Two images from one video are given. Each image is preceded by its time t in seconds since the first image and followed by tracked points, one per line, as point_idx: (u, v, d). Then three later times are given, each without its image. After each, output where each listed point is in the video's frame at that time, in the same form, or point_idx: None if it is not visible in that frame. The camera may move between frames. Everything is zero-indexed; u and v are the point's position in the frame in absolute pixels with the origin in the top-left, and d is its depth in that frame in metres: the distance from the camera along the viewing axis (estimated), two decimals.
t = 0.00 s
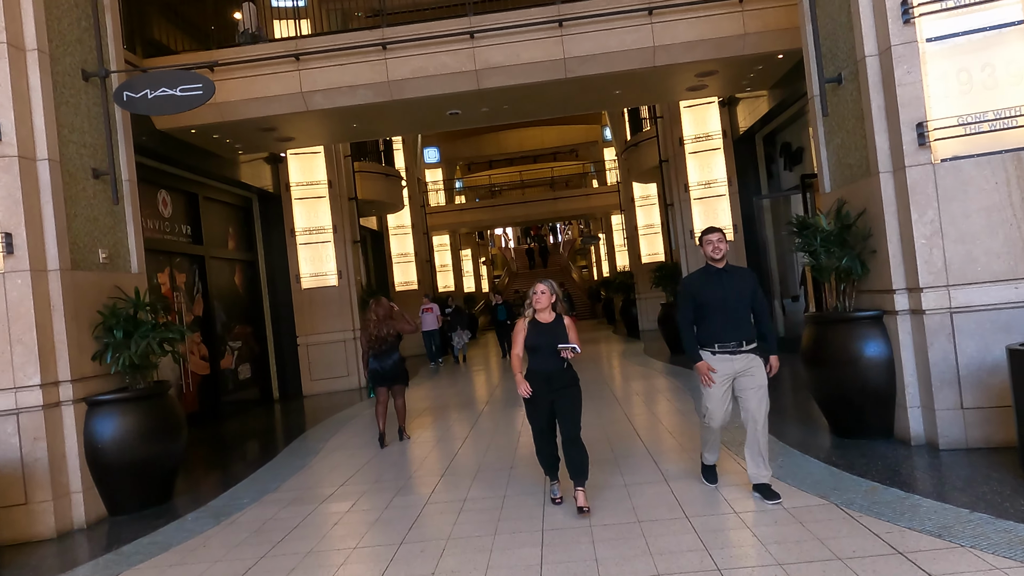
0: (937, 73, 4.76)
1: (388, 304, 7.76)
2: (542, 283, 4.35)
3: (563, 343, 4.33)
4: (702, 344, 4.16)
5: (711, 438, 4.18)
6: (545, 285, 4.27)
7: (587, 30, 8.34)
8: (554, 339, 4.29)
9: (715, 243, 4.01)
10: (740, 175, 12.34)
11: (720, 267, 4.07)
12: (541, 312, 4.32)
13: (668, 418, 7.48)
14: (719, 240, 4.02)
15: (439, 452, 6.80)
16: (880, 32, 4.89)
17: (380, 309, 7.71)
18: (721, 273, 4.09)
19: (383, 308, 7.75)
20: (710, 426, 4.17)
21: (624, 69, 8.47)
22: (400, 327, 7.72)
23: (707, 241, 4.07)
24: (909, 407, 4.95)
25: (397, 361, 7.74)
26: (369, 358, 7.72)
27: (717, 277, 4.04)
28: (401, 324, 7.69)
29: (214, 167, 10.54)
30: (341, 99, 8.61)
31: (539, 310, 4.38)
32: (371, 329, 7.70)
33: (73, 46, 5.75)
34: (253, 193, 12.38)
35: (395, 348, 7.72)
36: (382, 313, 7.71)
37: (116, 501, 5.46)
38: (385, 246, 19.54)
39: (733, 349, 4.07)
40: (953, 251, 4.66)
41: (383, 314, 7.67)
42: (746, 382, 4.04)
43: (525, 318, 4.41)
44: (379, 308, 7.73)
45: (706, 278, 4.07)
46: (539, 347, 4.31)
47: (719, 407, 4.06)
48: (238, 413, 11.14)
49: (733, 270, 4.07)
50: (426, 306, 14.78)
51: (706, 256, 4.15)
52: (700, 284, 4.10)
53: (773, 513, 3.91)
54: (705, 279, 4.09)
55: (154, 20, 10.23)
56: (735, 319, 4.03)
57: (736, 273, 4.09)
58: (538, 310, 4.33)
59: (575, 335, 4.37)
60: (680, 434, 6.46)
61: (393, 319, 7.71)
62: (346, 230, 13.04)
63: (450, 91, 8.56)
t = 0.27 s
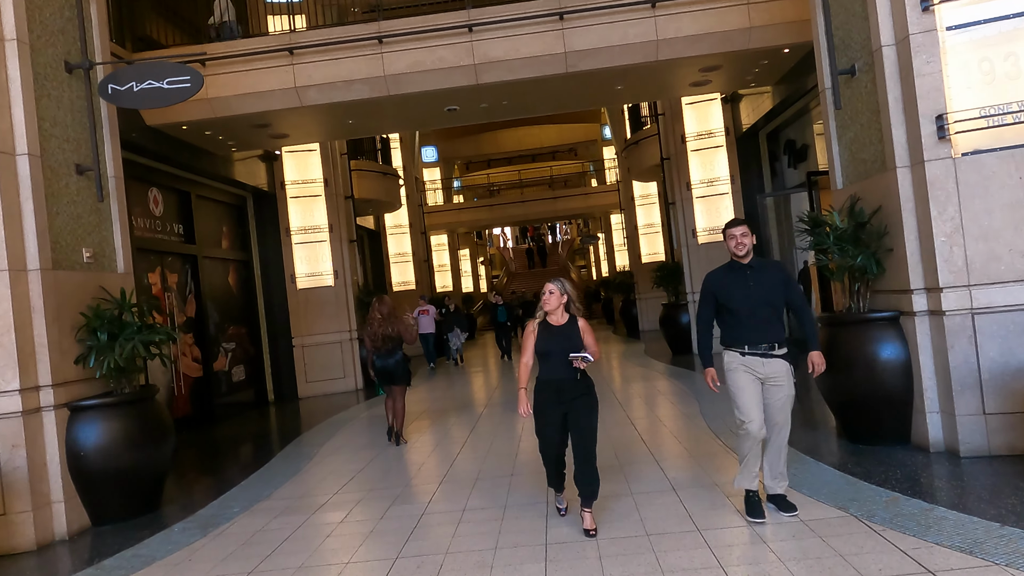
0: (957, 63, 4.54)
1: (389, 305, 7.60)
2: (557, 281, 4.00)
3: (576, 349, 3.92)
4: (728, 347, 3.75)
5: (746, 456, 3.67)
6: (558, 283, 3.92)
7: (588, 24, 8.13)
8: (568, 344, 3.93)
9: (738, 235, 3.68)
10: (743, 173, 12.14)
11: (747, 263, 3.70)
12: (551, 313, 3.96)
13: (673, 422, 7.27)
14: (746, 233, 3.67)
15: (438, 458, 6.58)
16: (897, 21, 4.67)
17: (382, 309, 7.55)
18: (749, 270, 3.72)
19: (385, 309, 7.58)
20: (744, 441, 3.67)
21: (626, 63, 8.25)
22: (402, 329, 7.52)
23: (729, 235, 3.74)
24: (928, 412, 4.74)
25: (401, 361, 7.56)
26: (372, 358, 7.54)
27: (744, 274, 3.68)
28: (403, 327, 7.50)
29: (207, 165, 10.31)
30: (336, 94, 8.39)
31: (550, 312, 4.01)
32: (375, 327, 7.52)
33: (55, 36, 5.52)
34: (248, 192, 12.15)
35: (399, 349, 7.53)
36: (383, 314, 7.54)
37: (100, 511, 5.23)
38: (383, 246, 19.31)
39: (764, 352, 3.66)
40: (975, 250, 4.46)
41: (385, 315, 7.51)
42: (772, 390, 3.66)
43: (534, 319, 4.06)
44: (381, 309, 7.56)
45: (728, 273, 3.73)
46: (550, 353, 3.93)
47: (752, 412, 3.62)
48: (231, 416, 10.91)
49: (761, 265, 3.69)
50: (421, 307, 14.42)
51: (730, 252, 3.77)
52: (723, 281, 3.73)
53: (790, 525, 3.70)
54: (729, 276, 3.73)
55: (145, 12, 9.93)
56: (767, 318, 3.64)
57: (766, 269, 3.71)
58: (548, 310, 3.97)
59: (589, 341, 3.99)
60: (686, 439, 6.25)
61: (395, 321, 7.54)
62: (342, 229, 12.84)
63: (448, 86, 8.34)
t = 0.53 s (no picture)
0: (982, 48, 4.34)
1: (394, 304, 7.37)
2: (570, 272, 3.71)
3: (590, 344, 3.61)
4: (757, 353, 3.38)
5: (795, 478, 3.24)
6: (573, 275, 3.63)
7: (592, 14, 7.92)
8: (581, 338, 3.63)
9: (764, 229, 3.37)
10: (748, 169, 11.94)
11: (774, 260, 3.36)
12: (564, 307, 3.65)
13: (682, 422, 7.06)
14: (772, 226, 3.34)
15: (439, 461, 6.36)
16: (919, 4, 4.46)
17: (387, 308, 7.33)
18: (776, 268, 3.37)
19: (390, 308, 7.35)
20: (792, 461, 3.25)
21: (631, 55, 8.05)
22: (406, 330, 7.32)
23: (754, 231, 3.42)
24: (951, 414, 4.54)
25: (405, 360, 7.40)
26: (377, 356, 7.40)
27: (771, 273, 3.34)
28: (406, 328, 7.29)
29: (202, 161, 10.10)
30: (334, 87, 8.18)
31: (563, 306, 3.70)
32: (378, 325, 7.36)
33: (40, 25, 5.31)
34: (244, 188, 11.93)
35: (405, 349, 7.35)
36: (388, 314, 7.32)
37: (88, 518, 5.03)
38: (382, 244, 19.10)
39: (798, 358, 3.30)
40: (1000, 244, 4.26)
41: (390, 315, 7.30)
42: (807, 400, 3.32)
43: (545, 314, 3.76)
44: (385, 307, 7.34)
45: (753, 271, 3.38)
46: (562, 351, 3.62)
47: (792, 425, 3.24)
48: (228, 417, 10.71)
49: (791, 262, 3.34)
50: (420, 306, 14.31)
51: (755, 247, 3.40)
52: (747, 280, 3.39)
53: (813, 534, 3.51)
54: (756, 274, 3.39)
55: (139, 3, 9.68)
56: (799, 320, 3.28)
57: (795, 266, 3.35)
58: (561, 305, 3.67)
59: (605, 338, 3.68)
60: (696, 441, 6.04)
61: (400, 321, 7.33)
62: (341, 226, 12.66)
63: (449, 78, 8.13)
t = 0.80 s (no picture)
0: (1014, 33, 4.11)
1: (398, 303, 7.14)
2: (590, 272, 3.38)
3: (608, 357, 3.26)
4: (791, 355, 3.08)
5: (833, 500, 2.96)
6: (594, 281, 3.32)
7: (598, 6, 7.70)
8: (602, 351, 3.27)
9: (794, 219, 3.08)
10: (754, 166, 11.73)
11: (810, 251, 3.07)
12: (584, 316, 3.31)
13: (690, 425, 6.83)
14: (808, 215, 3.06)
15: (440, 467, 6.13)
16: None
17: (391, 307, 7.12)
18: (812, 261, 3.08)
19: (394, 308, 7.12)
20: (828, 486, 2.96)
21: (637, 48, 7.83)
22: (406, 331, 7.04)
23: (783, 221, 3.14)
24: (980, 419, 4.31)
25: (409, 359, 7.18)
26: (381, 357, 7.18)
27: (809, 265, 3.05)
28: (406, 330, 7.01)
29: (197, 158, 9.88)
30: (331, 81, 7.96)
31: (580, 313, 3.37)
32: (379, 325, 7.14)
33: (24, 13, 5.10)
34: (241, 187, 11.71)
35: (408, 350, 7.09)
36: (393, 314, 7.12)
37: (75, 528, 4.82)
38: (381, 244, 18.89)
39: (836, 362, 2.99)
40: None
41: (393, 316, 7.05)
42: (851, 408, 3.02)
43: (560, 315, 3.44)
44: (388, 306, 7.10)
45: (783, 264, 3.10)
46: (578, 364, 3.28)
47: (828, 441, 2.96)
48: (224, 419, 10.49)
49: (827, 254, 3.07)
50: (419, 308, 13.87)
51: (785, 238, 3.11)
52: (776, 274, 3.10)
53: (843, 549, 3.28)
54: (788, 268, 3.09)
55: None
56: (839, 319, 3.01)
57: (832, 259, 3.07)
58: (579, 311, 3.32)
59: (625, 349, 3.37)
60: (707, 445, 5.80)
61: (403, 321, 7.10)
62: (340, 226, 12.46)
63: (449, 72, 7.90)
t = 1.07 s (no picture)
0: None
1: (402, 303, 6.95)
2: (600, 262, 3.03)
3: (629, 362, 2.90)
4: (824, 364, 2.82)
5: (860, 525, 2.77)
6: (611, 270, 2.96)
7: None
8: (619, 353, 2.92)
9: (829, 213, 2.82)
10: (760, 164, 11.53)
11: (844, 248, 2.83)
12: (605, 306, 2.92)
13: (696, 430, 6.64)
14: (842, 208, 2.81)
15: (441, 473, 5.94)
16: None
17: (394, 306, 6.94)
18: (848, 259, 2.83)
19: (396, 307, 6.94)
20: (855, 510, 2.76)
21: (643, 43, 7.63)
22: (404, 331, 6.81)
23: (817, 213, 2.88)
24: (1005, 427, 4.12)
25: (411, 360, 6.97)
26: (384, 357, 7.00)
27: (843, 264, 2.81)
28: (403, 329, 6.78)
29: (193, 156, 9.68)
30: (329, 76, 7.76)
31: (595, 311, 2.97)
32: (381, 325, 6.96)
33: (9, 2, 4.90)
34: (239, 185, 11.52)
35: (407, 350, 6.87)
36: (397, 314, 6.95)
37: (60, 538, 4.63)
38: (381, 243, 18.70)
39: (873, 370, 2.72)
40: None
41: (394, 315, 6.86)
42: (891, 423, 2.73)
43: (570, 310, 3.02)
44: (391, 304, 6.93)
45: (816, 262, 2.86)
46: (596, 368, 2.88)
47: (857, 462, 2.73)
48: (221, 421, 10.30)
49: (864, 251, 2.82)
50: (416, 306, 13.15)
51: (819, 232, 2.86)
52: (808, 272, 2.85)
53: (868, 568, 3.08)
54: (821, 267, 2.85)
55: None
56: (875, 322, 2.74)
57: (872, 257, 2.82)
58: (598, 303, 2.93)
59: (644, 349, 3.02)
60: (716, 452, 5.60)
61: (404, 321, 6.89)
62: (339, 225, 12.21)
63: (451, 68, 7.71)
